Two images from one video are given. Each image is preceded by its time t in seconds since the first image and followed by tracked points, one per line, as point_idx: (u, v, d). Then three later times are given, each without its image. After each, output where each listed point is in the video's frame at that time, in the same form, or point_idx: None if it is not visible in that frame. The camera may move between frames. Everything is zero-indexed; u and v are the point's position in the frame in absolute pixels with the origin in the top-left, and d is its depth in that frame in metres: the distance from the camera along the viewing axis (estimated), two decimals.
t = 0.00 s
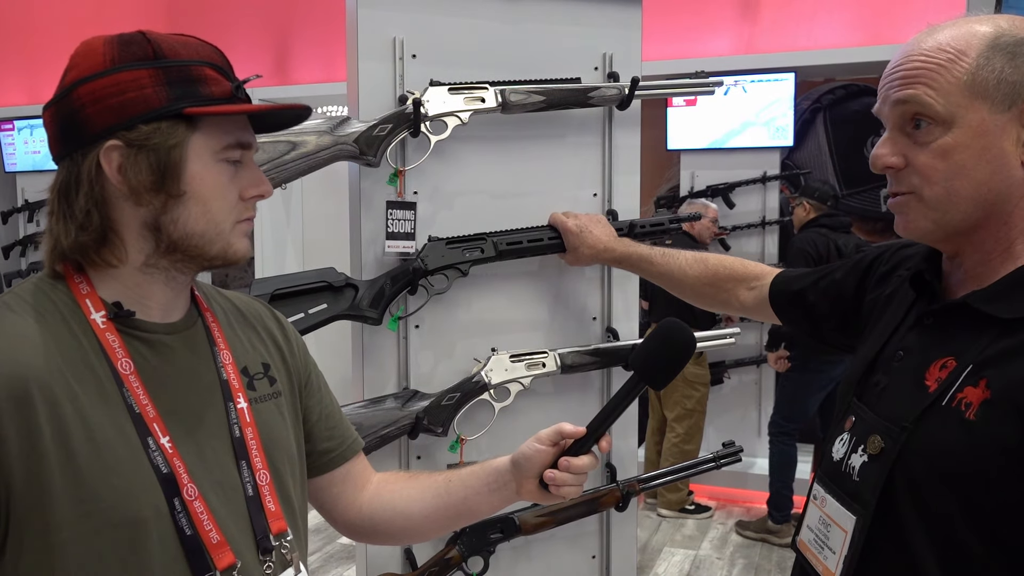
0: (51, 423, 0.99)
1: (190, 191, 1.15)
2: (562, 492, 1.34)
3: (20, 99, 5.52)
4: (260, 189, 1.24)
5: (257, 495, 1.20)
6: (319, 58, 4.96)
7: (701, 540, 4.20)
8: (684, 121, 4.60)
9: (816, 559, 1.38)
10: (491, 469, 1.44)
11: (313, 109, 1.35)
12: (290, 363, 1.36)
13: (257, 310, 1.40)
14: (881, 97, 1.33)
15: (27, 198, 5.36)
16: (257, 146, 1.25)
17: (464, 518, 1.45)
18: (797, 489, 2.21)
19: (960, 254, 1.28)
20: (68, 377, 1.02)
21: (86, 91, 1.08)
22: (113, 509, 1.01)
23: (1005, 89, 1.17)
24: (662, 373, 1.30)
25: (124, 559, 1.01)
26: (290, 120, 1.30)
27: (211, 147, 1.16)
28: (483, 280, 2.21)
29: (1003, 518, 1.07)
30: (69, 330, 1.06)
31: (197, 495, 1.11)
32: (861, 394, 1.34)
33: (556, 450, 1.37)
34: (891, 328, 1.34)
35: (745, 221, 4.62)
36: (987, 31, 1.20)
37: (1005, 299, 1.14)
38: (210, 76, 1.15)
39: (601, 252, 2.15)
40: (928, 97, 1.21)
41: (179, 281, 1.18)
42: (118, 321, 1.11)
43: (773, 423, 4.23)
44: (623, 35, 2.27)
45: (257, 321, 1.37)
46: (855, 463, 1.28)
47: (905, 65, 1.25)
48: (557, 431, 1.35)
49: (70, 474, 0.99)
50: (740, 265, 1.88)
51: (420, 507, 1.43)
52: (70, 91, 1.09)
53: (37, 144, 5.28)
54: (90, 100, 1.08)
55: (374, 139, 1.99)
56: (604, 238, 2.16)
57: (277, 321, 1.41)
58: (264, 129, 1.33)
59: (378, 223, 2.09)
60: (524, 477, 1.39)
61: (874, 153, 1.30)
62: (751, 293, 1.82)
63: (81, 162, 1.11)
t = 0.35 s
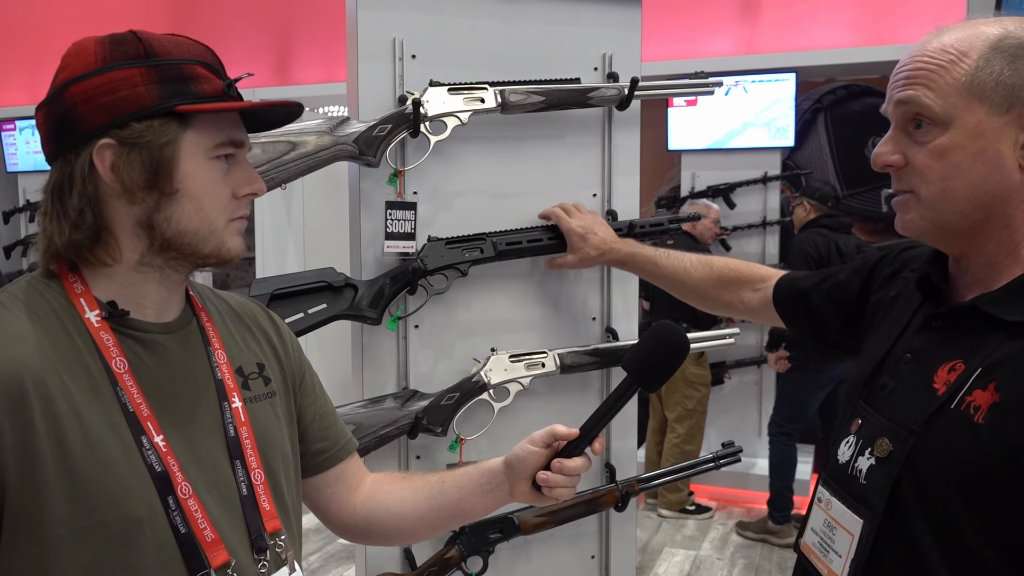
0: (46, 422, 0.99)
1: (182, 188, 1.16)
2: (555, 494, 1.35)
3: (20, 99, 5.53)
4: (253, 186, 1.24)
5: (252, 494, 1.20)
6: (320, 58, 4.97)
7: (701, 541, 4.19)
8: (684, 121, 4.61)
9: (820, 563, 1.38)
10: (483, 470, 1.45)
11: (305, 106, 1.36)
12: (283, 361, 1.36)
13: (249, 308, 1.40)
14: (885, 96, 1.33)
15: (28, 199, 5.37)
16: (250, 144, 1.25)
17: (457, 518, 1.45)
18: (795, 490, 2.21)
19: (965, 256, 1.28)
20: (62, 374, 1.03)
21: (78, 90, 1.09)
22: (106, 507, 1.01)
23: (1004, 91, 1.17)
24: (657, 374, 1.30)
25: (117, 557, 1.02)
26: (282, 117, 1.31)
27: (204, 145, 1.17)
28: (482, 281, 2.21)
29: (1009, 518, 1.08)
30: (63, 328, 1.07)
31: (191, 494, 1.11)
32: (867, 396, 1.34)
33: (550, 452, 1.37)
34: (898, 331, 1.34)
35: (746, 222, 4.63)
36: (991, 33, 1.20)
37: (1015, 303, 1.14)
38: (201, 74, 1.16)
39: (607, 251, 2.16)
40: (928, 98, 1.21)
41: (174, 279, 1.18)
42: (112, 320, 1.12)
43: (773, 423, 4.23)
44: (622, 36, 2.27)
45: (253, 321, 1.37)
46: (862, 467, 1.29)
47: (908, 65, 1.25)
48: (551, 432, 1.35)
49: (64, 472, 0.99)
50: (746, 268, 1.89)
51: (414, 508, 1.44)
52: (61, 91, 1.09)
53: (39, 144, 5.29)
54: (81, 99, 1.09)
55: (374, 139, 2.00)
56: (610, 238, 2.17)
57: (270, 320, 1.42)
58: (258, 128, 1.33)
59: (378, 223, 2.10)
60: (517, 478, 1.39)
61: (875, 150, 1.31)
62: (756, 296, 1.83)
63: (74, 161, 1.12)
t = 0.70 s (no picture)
0: (47, 419, 0.99)
1: (182, 182, 1.16)
2: (554, 488, 1.34)
3: (23, 96, 5.54)
4: (250, 184, 1.24)
5: (247, 489, 1.20)
6: (322, 54, 4.96)
7: (703, 537, 4.19)
8: (687, 117, 4.62)
9: (822, 559, 1.38)
10: (482, 462, 1.46)
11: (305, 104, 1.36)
12: (281, 355, 1.36)
13: (247, 301, 1.40)
14: (899, 86, 1.32)
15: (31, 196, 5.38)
16: (247, 141, 1.25)
17: (456, 511, 1.46)
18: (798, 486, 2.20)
19: (969, 252, 1.29)
20: (59, 368, 1.03)
21: (80, 80, 1.08)
22: (109, 505, 1.01)
23: None
24: (656, 366, 1.30)
25: (119, 553, 1.02)
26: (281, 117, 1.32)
27: (203, 140, 1.17)
28: (484, 276, 2.21)
29: (1007, 512, 1.07)
30: (56, 323, 1.06)
31: (190, 489, 1.11)
32: (868, 392, 1.35)
33: (549, 444, 1.37)
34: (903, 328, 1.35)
35: (749, 219, 4.64)
36: (1015, 25, 1.19)
37: (1013, 296, 1.13)
38: (201, 70, 1.17)
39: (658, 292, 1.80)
40: (946, 87, 1.20)
41: (168, 274, 1.17)
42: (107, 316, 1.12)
43: (775, 420, 4.23)
44: (625, 31, 2.26)
45: (250, 314, 1.37)
46: (863, 463, 1.28)
47: (928, 51, 1.24)
48: (551, 425, 1.35)
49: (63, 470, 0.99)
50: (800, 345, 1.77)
51: (413, 500, 1.44)
52: (62, 81, 1.09)
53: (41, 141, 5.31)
54: (82, 90, 1.08)
55: (375, 135, 1.99)
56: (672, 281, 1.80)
57: (268, 313, 1.42)
58: (256, 126, 1.34)
59: (380, 218, 2.10)
60: (516, 471, 1.40)
61: (887, 138, 1.29)
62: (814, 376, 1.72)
63: (72, 151, 1.11)
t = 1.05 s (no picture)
0: (55, 418, 0.98)
1: (217, 185, 1.19)
2: (554, 478, 1.39)
3: (28, 92, 5.55)
4: (256, 189, 1.28)
5: (246, 483, 1.20)
6: (326, 50, 4.95)
7: (707, 534, 4.20)
8: (692, 114, 4.62)
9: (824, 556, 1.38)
10: (482, 455, 1.47)
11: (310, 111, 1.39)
12: (276, 349, 1.37)
13: (242, 296, 1.40)
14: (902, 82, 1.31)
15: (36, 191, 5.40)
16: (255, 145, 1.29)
17: (455, 503, 1.46)
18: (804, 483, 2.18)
19: (969, 251, 1.28)
20: (66, 371, 1.02)
21: (126, 75, 1.07)
22: (115, 504, 1.01)
23: None
24: (657, 358, 1.30)
25: (126, 551, 1.02)
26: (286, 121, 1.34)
27: (234, 143, 1.21)
28: (489, 273, 2.20)
29: (1000, 505, 1.04)
30: (59, 324, 1.05)
31: (194, 488, 1.11)
32: (870, 390, 1.35)
33: (548, 437, 1.41)
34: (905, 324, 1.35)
35: (753, 216, 4.63)
36: (1018, 23, 1.17)
37: (1004, 290, 1.14)
38: (230, 75, 1.20)
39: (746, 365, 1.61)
40: (946, 84, 1.19)
41: (173, 274, 1.18)
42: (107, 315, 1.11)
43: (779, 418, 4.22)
44: (630, 26, 2.25)
45: (244, 308, 1.37)
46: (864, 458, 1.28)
47: (931, 47, 1.23)
48: (550, 417, 1.40)
49: (71, 470, 0.99)
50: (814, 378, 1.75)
51: (412, 492, 1.44)
52: (104, 74, 1.06)
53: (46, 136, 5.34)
54: (129, 85, 1.07)
55: (380, 130, 1.98)
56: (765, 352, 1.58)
57: (263, 308, 1.42)
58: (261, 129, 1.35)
59: (384, 214, 2.09)
60: (516, 463, 1.42)
61: (886, 134, 1.28)
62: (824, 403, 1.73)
63: (110, 146, 1.10)
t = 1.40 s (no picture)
0: (64, 419, 0.98)
1: (229, 187, 1.20)
2: (555, 471, 1.38)
3: (31, 90, 5.56)
4: (263, 186, 1.29)
5: (252, 482, 1.20)
6: (329, 47, 4.95)
7: (709, 533, 4.20)
8: (695, 112, 4.61)
9: (837, 557, 1.37)
10: (482, 450, 1.48)
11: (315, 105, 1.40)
12: (278, 348, 1.37)
13: (242, 295, 1.40)
14: (914, 75, 1.28)
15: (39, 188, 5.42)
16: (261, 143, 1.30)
17: (456, 499, 1.47)
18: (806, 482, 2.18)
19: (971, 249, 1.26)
20: (75, 372, 1.02)
21: (141, 79, 1.07)
22: (125, 504, 1.01)
23: None
24: (654, 350, 1.29)
25: (137, 551, 1.02)
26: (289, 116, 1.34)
27: (245, 145, 1.22)
28: (492, 271, 2.20)
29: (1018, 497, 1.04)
30: (67, 325, 1.05)
31: (201, 488, 1.12)
32: (878, 387, 1.33)
33: (549, 430, 1.40)
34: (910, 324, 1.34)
35: (757, 214, 4.64)
36: None
37: (1008, 282, 1.14)
38: (240, 76, 1.20)
39: (756, 426, 1.61)
40: (959, 82, 1.16)
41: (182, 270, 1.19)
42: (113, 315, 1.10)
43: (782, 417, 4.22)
44: (634, 24, 2.24)
45: (245, 307, 1.37)
46: (875, 457, 1.28)
47: (946, 43, 1.20)
48: (550, 411, 1.37)
49: (82, 472, 0.99)
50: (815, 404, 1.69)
51: (413, 489, 1.45)
52: (119, 78, 1.06)
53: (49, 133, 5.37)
54: (144, 89, 1.08)
55: (383, 128, 1.98)
56: (761, 400, 1.62)
57: (263, 307, 1.42)
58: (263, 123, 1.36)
59: (387, 213, 2.09)
60: (517, 457, 1.42)
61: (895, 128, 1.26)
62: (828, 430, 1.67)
63: (124, 149, 1.10)
